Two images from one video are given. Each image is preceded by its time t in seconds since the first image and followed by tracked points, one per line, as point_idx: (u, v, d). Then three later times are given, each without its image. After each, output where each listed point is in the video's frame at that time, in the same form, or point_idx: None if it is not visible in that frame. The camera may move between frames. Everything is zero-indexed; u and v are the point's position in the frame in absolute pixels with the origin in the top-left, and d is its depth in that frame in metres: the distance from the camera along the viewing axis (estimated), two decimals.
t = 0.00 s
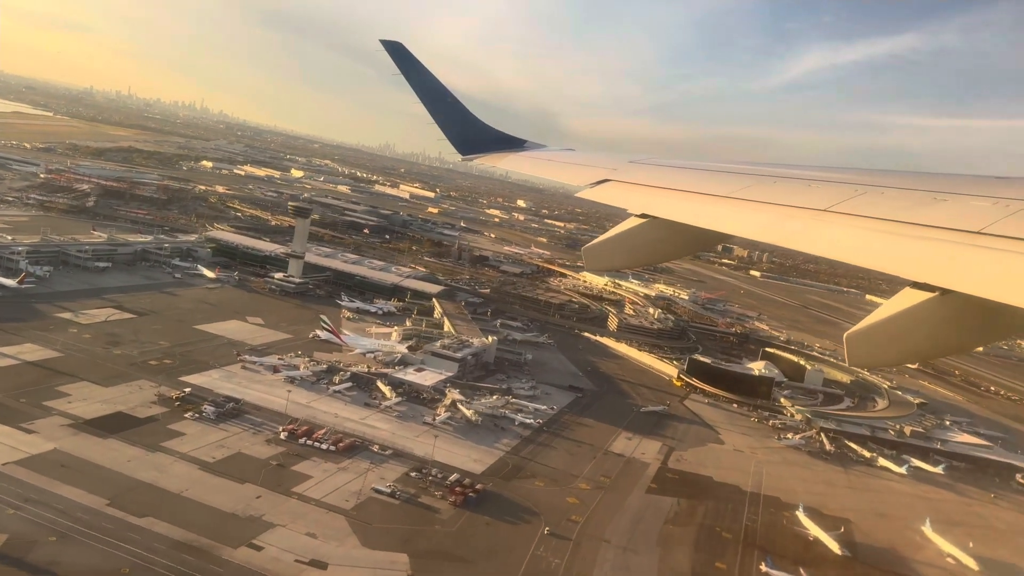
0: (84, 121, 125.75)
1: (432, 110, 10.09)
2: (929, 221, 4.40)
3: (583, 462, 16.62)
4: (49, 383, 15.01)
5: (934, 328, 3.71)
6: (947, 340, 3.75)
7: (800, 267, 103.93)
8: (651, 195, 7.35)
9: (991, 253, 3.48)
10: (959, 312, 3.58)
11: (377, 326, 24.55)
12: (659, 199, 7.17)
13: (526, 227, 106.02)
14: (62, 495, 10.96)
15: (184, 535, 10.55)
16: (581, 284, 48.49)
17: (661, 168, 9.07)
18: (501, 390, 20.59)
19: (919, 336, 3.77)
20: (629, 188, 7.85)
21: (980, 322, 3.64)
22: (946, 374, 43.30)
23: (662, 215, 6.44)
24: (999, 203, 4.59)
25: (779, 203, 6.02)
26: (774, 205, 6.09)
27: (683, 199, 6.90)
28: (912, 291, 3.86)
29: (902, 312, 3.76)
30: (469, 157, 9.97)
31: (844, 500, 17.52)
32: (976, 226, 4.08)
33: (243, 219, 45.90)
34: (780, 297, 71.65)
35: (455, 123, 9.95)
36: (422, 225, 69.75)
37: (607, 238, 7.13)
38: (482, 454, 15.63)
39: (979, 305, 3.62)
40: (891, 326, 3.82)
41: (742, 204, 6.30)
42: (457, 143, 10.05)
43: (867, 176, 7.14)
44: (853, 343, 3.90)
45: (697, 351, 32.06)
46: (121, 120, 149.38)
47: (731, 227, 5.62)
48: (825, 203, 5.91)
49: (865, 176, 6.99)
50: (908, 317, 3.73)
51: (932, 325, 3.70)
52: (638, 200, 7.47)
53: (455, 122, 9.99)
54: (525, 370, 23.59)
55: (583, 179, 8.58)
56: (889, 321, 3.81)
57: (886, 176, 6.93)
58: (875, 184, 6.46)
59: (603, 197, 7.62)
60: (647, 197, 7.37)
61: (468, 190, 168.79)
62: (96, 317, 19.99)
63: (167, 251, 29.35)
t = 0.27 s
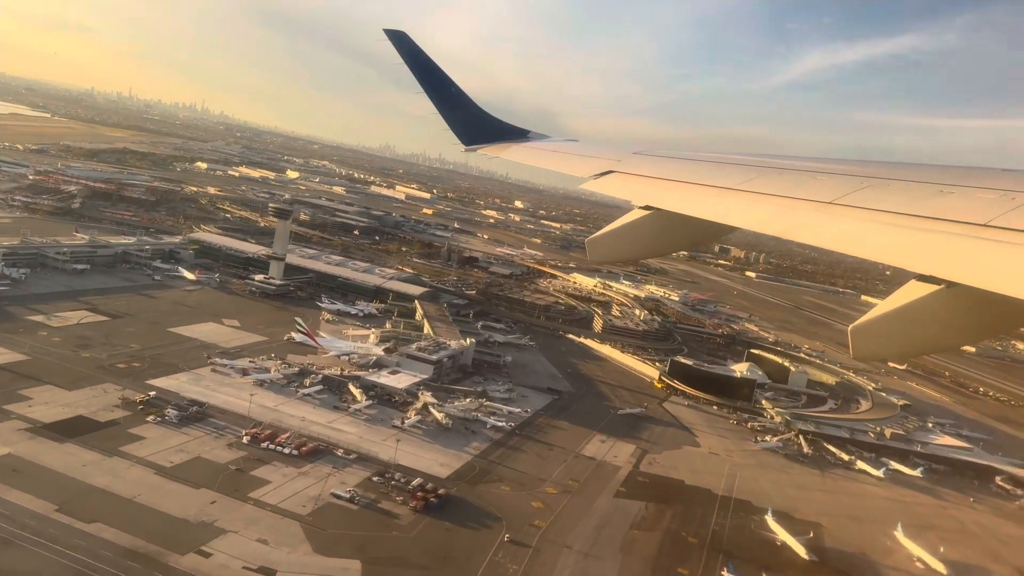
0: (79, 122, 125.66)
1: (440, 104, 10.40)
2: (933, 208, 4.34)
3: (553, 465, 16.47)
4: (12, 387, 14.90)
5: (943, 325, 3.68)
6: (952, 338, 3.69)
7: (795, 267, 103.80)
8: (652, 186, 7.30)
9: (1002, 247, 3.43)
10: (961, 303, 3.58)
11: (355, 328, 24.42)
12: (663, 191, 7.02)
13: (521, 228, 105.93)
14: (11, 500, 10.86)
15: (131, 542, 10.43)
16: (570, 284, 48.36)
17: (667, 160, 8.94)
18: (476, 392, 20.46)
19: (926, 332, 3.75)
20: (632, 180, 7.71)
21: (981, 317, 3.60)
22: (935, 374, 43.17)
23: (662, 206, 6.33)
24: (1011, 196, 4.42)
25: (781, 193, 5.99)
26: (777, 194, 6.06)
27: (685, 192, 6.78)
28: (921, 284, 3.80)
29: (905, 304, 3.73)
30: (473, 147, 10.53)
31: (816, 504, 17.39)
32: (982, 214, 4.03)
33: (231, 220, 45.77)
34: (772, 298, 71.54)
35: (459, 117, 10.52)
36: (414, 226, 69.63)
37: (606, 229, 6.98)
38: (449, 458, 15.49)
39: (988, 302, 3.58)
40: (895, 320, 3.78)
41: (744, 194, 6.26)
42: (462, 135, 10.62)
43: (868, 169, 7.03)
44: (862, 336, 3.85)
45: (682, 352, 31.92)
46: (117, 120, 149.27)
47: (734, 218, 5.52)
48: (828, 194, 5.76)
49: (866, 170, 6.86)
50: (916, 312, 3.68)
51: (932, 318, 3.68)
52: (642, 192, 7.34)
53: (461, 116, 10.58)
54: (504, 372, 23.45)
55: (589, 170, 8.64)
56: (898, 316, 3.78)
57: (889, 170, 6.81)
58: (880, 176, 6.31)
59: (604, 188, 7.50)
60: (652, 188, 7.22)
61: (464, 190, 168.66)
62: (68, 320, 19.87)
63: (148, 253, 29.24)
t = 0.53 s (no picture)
0: (75, 123, 125.58)
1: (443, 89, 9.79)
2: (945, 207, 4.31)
3: (518, 471, 16.26)
4: None
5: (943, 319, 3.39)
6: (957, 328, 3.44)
7: (791, 268, 103.46)
8: (657, 171, 7.17)
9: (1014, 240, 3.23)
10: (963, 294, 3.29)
11: (331, 331, 24.22)
12: (664, 177, 6.93)
13: (516, 228, 105.65)
14: None
15: (68, 550, 10.27)
16: (560, 285, 48.12)
17: (673, 146, 8.77)
18: (447, 395, 20.24)
19: (927, 324, 3.45)
20: (634, 165, 7.62)
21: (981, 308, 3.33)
22: (924, 376, 42.86)
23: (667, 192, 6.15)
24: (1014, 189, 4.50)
25: (787, 180, 5.90)
26: (784, 181, 5.97)
27: (688, 177, 6.69)
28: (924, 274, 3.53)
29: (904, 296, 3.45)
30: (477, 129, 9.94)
31: (786, 509, 17.18)
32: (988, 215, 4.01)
33: (218, 222, 45.61)
34: (766, 299, 71.22)
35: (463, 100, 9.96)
36: (407, 226, 69.40)
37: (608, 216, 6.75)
38: (410, 463, 15.31)
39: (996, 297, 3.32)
40: (891, 312, 3.49)
41: (751, 181, 6.16)
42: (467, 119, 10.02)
43: (886, 153, 6.76)
44: (863, 324, 3.52)
45: (666, 355, 31.71)
46: (114, 121, 149.23)
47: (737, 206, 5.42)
48: (831, 181, 5.71)
49: (882, 155, 6.61)
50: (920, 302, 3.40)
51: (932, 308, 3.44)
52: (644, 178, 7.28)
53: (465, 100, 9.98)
54: (480, 375, 23.24)
55: (588, 156, 8.49)
56: (899, 305, 3.47)
57: (907, 153, 6.53)
58: (891, 162, 6.11)
59: (605, 174, 7.42)
60: (655, 175, 7.15)
61: (462, 191, 168.42)
62: (35, 322, 19.72)
63: (126, 255, 29.08)
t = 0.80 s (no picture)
0: (71, 124, 125.31)
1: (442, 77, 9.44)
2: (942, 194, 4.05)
3: (486, 475, 16.11)
4: None
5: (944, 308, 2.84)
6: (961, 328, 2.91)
7: (786, 270, 103.27)
8: (658, 162, 6.97)
9: None
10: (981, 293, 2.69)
11: (308, 334, 24.06)
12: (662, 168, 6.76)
13: (511, 230, 105.46)
14: None
15: (11, 558, 10.14)
16: (549, 287, 47.97)
17: (674, 135, 8.61)
18: (422, 399, 20.06)
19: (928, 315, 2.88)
20: (632, 156, 7.46)
21: (993, 308, 2.74)
22: (913, 379, 42.65)
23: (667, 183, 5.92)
24: (1019, 175, 4.17)
25: (784, 169, 5.72)
26: (781, 171, 5.80)
27: (685, 167, 6.51)
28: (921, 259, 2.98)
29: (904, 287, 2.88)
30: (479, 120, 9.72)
31: (757, 513, 17.04)
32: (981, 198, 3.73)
33: (206, 223, 45.44)
34: (759, 301, 71.03)
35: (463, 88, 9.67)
36: (399, 228, 69.23)
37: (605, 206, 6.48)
38: (375, 468, 15.16)
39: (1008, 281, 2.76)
40: (887, 304, 2.93)
41: (749, 171, 5.99)
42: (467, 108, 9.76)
43: (894, 144, 6.46)
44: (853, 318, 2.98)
45: (650, 358, 31.56)
46: (110, 122, 149.04)
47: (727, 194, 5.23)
48: (830, 171, 5.49)
49: (888, 145, 6.33)
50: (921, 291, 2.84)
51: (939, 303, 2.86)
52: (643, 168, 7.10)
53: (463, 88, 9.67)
54: (458, 378, 23.06)
55: (588, 143, 8.36)
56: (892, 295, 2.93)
57: (917, 144, 6.24)
58: (895, 152, 5.84)
59: (603, 164, 7.28)
60: (656, 166, 6.99)
61: (458, 193, 168.29)
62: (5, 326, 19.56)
63: (106, 258, 28.93)
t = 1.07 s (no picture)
0: (64, 126, 125.04)
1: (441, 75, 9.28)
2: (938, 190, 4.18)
3: (455, 479, 15.99)
4: None
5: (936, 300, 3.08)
6: (955, 320, 3.11)
7: (780, 271, 103.17)
8: (656, 158, 6.88)
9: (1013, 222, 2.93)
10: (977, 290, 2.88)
11: (284, 337, 23.92)
12: (660, 164, 6.67)
13: (505, 231, 105.35)
14: None
15: None
16: (537, 289, 47.88)
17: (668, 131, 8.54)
18: (395, 403, 19.93)
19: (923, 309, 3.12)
20: (629, 152, 7.36)
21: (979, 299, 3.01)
22: (901, 380, 42.62)
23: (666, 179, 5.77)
24: (1015, 171, 4.27)
25: (783, 164, 5.67)
26: (780, 167, 5.74)
27: (683, 164, 6.43)
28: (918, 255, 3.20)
29: (899, 279, 3.08)
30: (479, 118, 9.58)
31: (728, 517, 16.93)
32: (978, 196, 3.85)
33: (191, 226, 45.26)
34: (751, 302, 70.91)
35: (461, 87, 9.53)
36: (389, 230, 69.07)
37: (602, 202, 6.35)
38: (339, 473, 15.02)
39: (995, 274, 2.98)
40: (887, 297, 3.17)
41: (748, 167, 5.94)
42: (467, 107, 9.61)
43: (893, 141, 6.40)
44: (852, 310, 3.21)
45: (633, 360, 31.49)
46: (104, 125, 148.70)
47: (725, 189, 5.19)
48: (830, 166, 5.46)
49: (886, 141, 6.27)
50: (913, 286, 3.07)
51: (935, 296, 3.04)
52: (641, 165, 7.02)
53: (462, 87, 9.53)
54: (435, 381, 22.93)
55: (584, 140, 8.25)
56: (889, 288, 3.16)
57: (917, 139, 6.17)
58: (890, 148, 5.85)
59: (599, 161, 7.18)
60: (653, 162, 6.91)
61: (454, 195, 168.12)
62: None
63: (84, 261, 28.77)
